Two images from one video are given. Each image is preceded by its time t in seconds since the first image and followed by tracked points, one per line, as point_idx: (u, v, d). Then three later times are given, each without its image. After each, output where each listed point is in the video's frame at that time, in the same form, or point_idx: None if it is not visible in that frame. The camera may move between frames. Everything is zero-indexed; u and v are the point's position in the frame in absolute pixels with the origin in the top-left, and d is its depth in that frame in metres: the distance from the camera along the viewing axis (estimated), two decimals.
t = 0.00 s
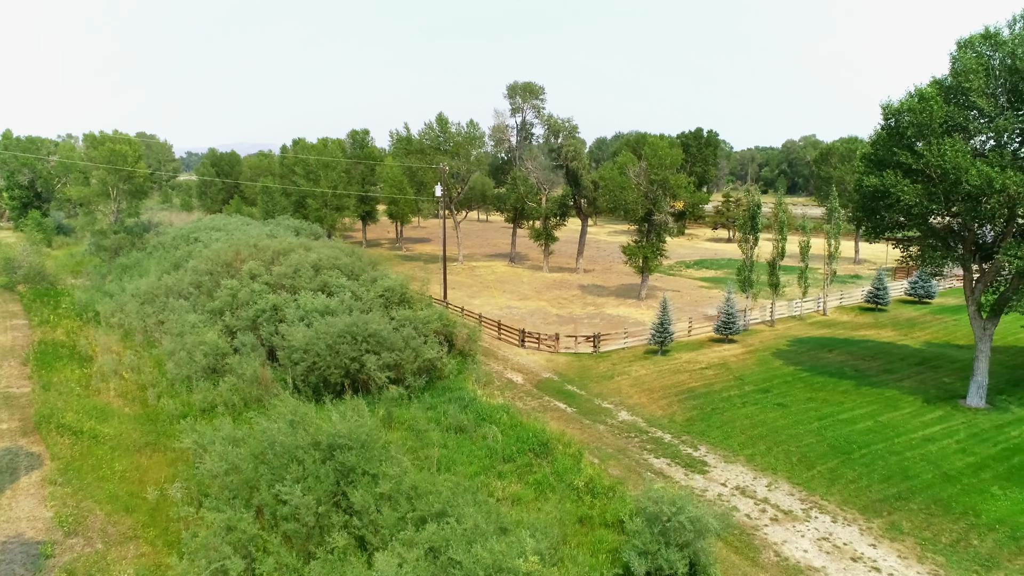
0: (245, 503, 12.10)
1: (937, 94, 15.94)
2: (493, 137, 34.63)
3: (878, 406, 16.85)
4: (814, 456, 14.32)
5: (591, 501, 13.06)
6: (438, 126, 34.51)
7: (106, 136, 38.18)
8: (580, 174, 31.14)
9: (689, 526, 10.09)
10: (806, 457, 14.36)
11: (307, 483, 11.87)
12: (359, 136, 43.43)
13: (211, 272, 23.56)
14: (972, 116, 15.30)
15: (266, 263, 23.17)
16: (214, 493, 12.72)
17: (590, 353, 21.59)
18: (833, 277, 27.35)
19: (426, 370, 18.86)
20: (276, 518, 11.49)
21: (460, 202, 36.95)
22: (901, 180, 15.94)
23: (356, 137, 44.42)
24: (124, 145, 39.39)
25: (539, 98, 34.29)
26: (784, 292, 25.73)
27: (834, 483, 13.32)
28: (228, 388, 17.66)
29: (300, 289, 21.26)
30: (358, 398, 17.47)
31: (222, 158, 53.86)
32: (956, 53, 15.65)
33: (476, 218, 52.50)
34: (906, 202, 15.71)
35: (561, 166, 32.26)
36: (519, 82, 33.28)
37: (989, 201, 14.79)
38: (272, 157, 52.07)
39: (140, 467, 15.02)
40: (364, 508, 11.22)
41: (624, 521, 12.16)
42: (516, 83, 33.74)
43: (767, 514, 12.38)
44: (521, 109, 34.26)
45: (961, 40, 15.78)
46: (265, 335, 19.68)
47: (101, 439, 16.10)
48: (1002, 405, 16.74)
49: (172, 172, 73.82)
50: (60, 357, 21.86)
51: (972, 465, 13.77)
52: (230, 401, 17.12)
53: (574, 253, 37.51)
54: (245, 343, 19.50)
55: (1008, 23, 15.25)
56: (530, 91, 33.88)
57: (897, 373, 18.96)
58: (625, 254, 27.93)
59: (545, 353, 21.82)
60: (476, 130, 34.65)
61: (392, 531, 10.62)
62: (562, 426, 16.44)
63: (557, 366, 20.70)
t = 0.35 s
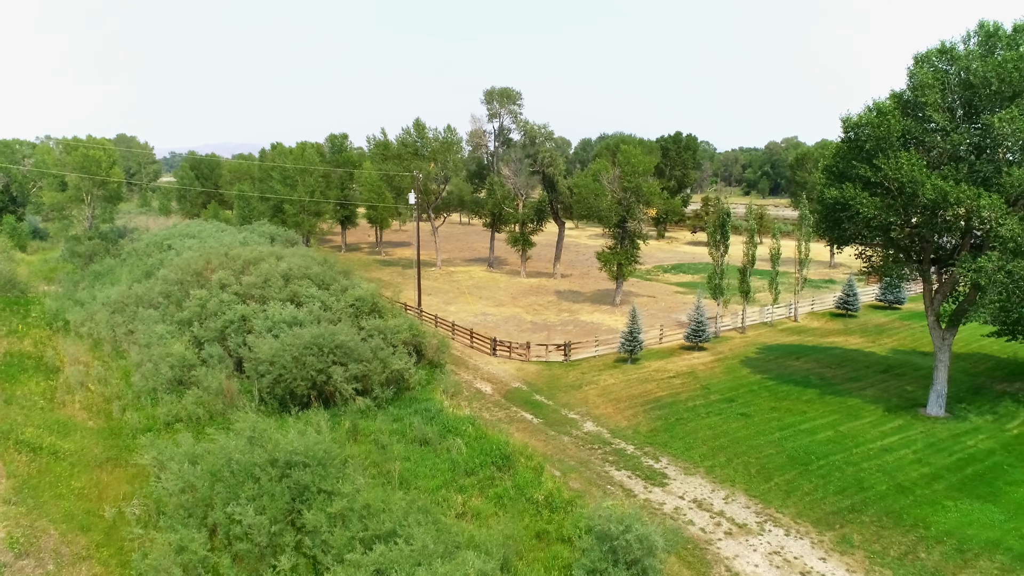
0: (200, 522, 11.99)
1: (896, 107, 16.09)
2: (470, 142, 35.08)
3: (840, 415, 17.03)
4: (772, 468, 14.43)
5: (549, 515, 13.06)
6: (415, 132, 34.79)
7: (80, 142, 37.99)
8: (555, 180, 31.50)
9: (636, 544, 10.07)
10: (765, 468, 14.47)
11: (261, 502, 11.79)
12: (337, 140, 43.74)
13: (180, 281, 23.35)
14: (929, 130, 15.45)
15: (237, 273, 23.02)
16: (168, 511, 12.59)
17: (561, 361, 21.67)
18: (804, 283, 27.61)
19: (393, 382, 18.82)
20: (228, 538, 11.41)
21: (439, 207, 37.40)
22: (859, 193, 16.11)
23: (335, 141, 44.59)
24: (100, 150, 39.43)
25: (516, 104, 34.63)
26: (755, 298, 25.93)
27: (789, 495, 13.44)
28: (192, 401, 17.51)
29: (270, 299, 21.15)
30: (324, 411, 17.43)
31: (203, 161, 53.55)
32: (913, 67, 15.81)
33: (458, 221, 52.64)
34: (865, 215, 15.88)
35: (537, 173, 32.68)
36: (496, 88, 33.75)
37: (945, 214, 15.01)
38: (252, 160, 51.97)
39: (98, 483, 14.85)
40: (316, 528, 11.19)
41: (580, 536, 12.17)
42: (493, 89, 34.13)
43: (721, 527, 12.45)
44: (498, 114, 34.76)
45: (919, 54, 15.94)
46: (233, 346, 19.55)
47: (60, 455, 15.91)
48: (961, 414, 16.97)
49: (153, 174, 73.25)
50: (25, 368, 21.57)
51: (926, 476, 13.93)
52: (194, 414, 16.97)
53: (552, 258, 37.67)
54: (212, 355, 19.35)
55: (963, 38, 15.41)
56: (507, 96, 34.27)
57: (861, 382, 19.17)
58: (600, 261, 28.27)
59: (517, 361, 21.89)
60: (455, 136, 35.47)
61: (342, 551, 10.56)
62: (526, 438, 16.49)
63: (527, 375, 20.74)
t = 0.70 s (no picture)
0: (156, 541, 11.78)
1: (858, 120, 16.24)
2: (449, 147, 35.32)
3: (805, 425, 17.19)
4: (734, 479, 14.54)
5: (509, 530, 13.04)
6: (394, 137, 34.95)
7: (56, 147, 37.67)
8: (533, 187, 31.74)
9: (586, 563, 10.06)
10: (726, 480, 14.57)
11: (215, 521, 11.70)
12: (316, 144, 44.03)
13: (151, 291, 23.15)
14: (889, 143, 15.62)
15: (209, 282, 22.87)
16: (124, 530, 12.45)
17: (533, 370, 21.74)
18: (778, 289, 27.85)
19: (363, 393, 18.76)
20: (181, 559, 11.32)
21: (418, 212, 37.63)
22: (821, 206, 16.29)
23: (315, 145, 44.79)
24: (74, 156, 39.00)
25: (495, 110, 34.88)
26: (729, 305, 26.14)
27: (748, 508, 13.53)
28: (158, 414, 17.36)
29: (241, 309, 21.01)
30: (291, 424, 17.38)
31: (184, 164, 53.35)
32: (874, 81, 15.95)
33: (441, 225, 52.82)
34: (827, 227, 16.04)
35: (515, 179, 32.97)
36: (475, 93, 33.89)
37: (903, 227, 15.21)
38: (233, 164, 51.92)
39: (58, 499, 14.67)
40: (270, 548, 11.12)
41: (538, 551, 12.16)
42: (472, 95, 34.37)
43: (679, 542, 12.51)
44: (476, 119, 34.93)
45: (881, 68, 16.07)
46: (203, 357, 19.38)
47: (21, 471, 15.72)
48: (923, 422, 17.19)
49: (135, 175, 72.79)
50: None
51: (884, 487, 14.10)
52: (160, 427, 16.76)
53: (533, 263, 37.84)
54: (181, 366, 19.16)
55: (923, 52, 15.55)
56: (486, 102, 34.50)
57: (827, 391, 19.37)
58: (576, 268, 28.35)
59: (490, 370, 21.96)
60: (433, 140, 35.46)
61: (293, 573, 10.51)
62: (492, 449, 16.53)
63: (499, 385, 20.79)
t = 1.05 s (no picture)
0: (116, 560, 11.62)
1: (824, 132, 16.37)
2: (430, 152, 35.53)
3: (773, 435, 17.33)
4: (699, 491, 14.63)
5: (473, 544, 13.01)
6: (375, 142, 35.14)
7: (34, 152, 37.35)
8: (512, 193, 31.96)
9: None
10: (691, 492, 14.66)
11: (173, 540, 11.61)
12: (298, 148, 44.12)
13: (125, 300, 22.97)
14: (853, 156, 15.77)
15: (182, 291, 22.72)
16: (83, 548, 12.31)
17: (508, 379, 21.80)
18: (754, 296, 28.05)
19: (334, 404, 18.70)
20: None
21: (400, 217, 37.68)
22: (787, 218, 16.44)
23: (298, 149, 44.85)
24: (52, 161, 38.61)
25: (476, 115, 35.32)
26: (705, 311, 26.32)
27: (710, 520, 13.61)
28: (127, 427, 17.23)
29: (214, 319, 20.90)
30: (261, 436, 17.32)
31: (167, 167, 53.03)
32: (839, 94, 16.08)
33: (426, 228, 52.89)
34: (793, 240, 16.20)
35: (495, 184, 33.22)
36: (456, 99, 34.24)
37: (866, 240, 15.38)
38: (217, 167, 51.72)
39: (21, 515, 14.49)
40: (226, 568, 11.06)
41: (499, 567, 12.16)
42: (452, 100, 34.78)
43: (640, 555, 12.55)
44: (458, 125, 35.25)
45: (846, 81, 16.22)
46: (174, 368, 19.24)
47: None
48: (889, 432, 17.37)
49: (118, 178, 72.38)
50: None
51: (846, 498, 14.23)
52: (128, 441, 16.63)
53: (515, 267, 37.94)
54: (153, 377, 19.00)
55: (887, 66, 15.67)
56: (466, 107, 34.97)
57: (798, 399, 19.52)
58: (555, 275, 28.49)
59: (465, 379, 22.02)
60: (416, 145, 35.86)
61: None
62: (461, 461, 16.54)
63: (473, 394, 20.81)
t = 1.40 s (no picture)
0: None
1: (795, 146, 16.48)
2: (416, 157, 35.64)
3: (746, 446, 17.40)
4: (668, 504, 14.68)
5: (441, 560, 12.98)
6: (360, 147, 35.23)
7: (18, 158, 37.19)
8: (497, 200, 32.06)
9: None
10: (661, 505, 14.70)
11: (136, 559, 11.49)
12: (286, 153, 44.17)
13: (103, 310, 22.88)
14: (823, 170, 15.87)
15: (161, 301, 22.65)
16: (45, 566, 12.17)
17: (487, 388, 21.83)
18: (736, 303, 28.17)
19: (310, 416, 18.68)
20: None
21: (386, 222, 37.69)
22: (758, 231, 16.54)
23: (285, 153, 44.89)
24: (36, 167, 38.45)
25: (462, 120, 35.43)
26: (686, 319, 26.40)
27: (678, 534, 13.64)
28: (100, 440, 17.15)
29: (191, 330, 20.84)
30: (236, 449, 17.29)
31: (155, 170, 52.96)
32: (810, 108, 16.18)
33: (414, 232, 52.97)
34: (764, 252, 16.30)
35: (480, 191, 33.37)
36: (441, 104, 34.34)
37: (835, 252, 15.47)
38: (205, 170, 51.65)
39: None
40: None
41: None
42: (438, 106, 34.90)
43: (606, 571, 12.56)
44: (443, 130, 35.35)
45: (817, 95, 16.33)
46: (150, 379, 19.17)
47: None
48: (861, 442, 17.46)
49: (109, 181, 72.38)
50: None
51: (814, 511, 14.29)
52: (101, 454, 16.56)
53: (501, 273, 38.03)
54: (128, 389, 18.92)
55: (857, 80, 15.78)
56: (453, 112, 35.08)
57: (773, 409, 19.61)
58: (538, 281, 28.54)
59: (444, 388, 22.05)
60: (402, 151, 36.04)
61: None
62: (435, 473, 16.55)
63: (451, 404, 20.84)
